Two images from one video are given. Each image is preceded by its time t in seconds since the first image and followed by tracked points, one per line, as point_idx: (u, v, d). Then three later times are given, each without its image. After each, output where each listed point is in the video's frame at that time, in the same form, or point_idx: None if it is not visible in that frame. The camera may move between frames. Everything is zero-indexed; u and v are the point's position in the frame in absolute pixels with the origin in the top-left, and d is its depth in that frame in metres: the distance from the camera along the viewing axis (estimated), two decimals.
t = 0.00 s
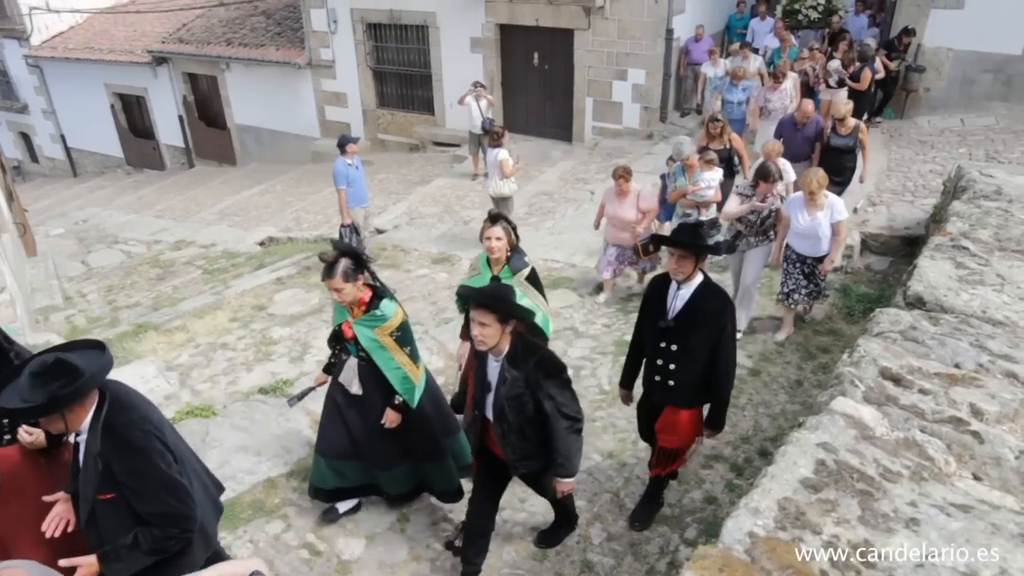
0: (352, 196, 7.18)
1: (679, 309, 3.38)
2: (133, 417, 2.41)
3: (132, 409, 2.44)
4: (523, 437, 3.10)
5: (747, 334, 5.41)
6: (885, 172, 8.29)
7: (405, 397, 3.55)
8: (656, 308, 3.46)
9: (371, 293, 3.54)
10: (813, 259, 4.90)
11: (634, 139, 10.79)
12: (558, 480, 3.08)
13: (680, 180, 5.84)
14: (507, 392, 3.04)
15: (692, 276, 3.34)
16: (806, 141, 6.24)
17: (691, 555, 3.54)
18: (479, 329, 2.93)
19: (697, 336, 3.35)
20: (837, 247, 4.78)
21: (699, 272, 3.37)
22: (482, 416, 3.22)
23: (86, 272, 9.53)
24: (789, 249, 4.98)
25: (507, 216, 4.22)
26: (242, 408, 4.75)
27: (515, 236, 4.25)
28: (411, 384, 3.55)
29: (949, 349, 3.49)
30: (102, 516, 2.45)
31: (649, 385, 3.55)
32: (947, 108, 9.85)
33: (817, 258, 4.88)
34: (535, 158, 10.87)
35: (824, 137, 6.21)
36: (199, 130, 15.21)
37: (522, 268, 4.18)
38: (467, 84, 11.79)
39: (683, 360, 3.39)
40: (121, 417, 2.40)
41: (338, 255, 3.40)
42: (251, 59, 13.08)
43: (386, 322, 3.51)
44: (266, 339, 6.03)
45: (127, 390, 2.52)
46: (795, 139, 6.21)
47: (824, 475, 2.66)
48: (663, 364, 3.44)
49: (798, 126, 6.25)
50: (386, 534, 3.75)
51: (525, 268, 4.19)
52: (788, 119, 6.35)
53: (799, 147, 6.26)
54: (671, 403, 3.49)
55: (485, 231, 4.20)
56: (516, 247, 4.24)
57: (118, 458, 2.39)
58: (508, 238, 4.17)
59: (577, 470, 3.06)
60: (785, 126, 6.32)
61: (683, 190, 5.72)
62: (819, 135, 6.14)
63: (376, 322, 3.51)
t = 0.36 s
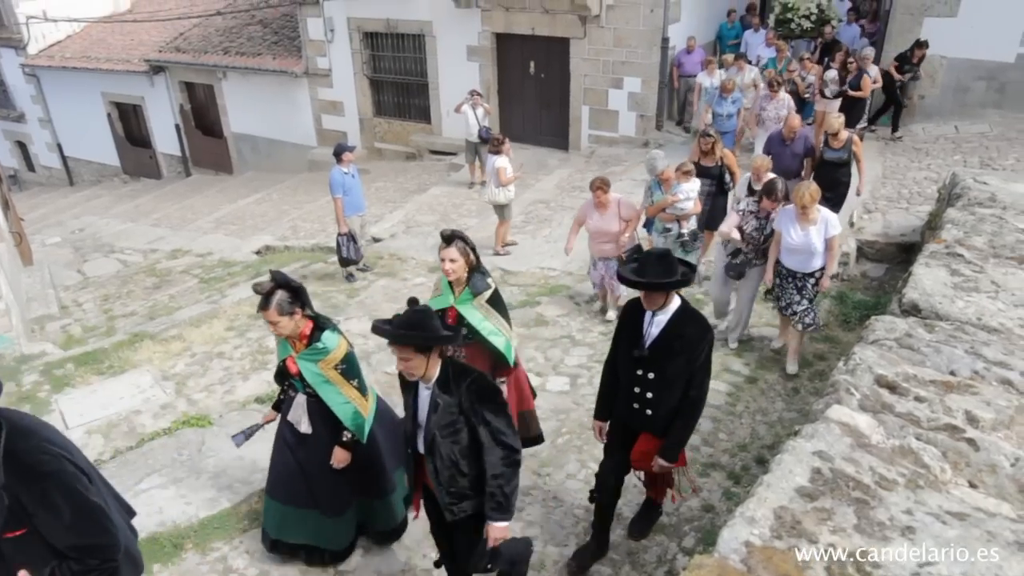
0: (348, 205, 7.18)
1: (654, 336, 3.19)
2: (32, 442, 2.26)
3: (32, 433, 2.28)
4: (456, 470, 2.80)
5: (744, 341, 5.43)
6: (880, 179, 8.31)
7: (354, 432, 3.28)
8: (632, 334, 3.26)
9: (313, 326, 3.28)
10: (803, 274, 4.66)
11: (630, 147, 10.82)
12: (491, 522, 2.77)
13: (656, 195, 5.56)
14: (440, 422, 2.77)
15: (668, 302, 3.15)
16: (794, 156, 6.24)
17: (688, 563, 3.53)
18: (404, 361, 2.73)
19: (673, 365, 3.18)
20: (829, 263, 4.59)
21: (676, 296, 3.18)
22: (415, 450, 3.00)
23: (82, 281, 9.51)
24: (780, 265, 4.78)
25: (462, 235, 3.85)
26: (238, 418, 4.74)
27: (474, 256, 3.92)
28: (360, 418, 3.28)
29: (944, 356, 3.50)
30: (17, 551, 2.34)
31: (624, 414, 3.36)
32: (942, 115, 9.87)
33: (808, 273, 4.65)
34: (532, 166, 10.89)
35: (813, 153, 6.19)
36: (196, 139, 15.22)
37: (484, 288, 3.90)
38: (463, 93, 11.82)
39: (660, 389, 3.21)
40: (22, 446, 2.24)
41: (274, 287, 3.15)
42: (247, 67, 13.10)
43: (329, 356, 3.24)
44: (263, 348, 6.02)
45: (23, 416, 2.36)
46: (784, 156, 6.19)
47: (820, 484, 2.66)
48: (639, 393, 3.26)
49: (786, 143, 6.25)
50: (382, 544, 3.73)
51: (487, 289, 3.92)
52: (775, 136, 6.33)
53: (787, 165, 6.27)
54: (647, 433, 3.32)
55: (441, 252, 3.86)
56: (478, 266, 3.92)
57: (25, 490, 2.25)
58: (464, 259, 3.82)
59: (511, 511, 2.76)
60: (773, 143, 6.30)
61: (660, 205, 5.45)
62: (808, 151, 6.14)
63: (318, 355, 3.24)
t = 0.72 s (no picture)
0: (339, 219, 7.17)
1: (605, 383, 3.13)
2: None
3: None
4: (395, 522, 2.67)
5: (734, 352, 5.45)
6: (868, 191, 8.38)
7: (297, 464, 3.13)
8: (581, 383, 3.20)
9: (251, 347, 3.16)
10: (793, 306, 4.46)
11: (620, 159, 10.88)
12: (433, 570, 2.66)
13: (635, 217, 5.47)
14: (373, 474, 2.64)
15: (615, 346, 3.09)
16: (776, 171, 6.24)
17: None
18: (334, 418, 2.70)
19: (628, 413, 3.14)
20: (822, 293, 4.41)
21: (623, 338, 3.11)
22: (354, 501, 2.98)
23: (71, 295, 9.47)
24: (769, 295, 4.56)
25: (417, 257, 3.54)
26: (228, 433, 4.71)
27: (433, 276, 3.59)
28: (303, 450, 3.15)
29: (931, 367, 3.52)
30: None
31: (581, 465, 3.27)
32: (928, 126, 9.95)
33: (799, 305, 4.44)
34: (523, 179, 10.94)
35: (796, 168, 6.20)
36: (186, 153, 15.20)
37: (446, 310, 3.57)
38: (454, 107, 11.88)
39: (616, 436, 3.16)
40: None
41: (205, 309, 3.06)
42: (237, 82, 13.12)
43: (266, 380, 3.13)
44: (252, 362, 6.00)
45: None
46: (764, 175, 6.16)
47: (807, 496, 2.68)
48: (594, 443, 3.19)
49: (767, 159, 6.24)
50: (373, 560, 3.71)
51: (449, 309, 3.58)
52: (756, 152, 6.29)
53: (771, 180, 6.26)
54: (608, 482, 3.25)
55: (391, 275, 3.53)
56: (436, 286, 3.59)
57: None
58: (419, 282, 3.53)
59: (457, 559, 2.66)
60: (754, 158, 6.27)
61: (640, 227, 5.33)
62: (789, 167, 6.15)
63: (254, 380, 3.12)
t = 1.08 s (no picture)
0: (331, 238, 7.15)
1: (554, 419, 2.81)
2: None
3: None
4: None
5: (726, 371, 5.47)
6: (858, 210, 8.45)
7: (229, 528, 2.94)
8: (531, 420, 2.88)
9: (179, 403, 3.00)
10: (783, 337, 4.34)
11: (612, 179, 10.95)
12: None
13: (618, 239, 5.38)
14: (279, 546, 2.56)
15: (566, 378, 2.78)
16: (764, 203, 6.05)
17: None
18: (241, 478, 2.49)
19: (581, 452, 2.80)
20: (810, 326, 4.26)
21: (575, 369, 2.81)
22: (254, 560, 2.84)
23: (61, 313, 9.42)
24: (756, 323, 4.46)
25: (350, 301, 3.42)
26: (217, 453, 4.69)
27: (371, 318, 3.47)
28: (234, 511, 2.95)
29: (921, 387, 3.53)
30: None
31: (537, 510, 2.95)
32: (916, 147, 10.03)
33: (788, 335, 4.33)
34: (515, 198, 10.99)
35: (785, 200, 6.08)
36: (179, 170, 15.21)
37: (388, 349, 3.46)
38: (446, 126, 11.94)
39: (569, 478, 2.82)
40: None
41: (132, 361, 2.94)
42: (230, 100, 13.16)
43: (192, 438, 2.96)
44: (243, 381, 5.97)
45: None
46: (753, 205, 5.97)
47: (798, 517, 2.69)
48: (547, 484, 2.87)
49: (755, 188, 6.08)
50: None
51: (389, 350, 3.47)
52: (745, 181, 6.14)
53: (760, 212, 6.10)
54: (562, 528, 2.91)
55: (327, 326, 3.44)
56: (371, 330, 3.47)
57: None
58: (355, 330, 3.44)
59: None
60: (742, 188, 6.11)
61: (622, 250, 5.26)
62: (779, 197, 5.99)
63: (183, 436, 2.97)
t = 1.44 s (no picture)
0: (331, 258, 7.17)
1: (511, 481, 2.76)
2: None
3: None
4: None
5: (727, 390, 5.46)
6: (857, 227, 8.49)
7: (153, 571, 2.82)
8: (491, 480, 2.84)
9: (106, 438, 2.92)
10: (769, 372, 4.19)
11: (612, 198, 11.00)
12: None
13: (605, 268, 5.11)
14: None
15: (522, 439, 2.72)
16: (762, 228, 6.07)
17: None
18: (161, 527, 2.34)
19: (539, 515, 2.73)
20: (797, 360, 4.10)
21: (532, 429, 2.75)
22: None
23: (62, 335, 9.44)
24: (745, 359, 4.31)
25: (312, 330, 3.28)
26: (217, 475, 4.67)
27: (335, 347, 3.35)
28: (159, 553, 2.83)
29: (921, 404, 3.53)
30: None
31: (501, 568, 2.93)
32: (914, 163, 10.06)
33: (774, 370, 4.18)
34: (515, 218, 11.05)
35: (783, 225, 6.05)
36: (180, 192, 15.29)
37: (357, 374, 3.38)
38: (446, 146, 12.02)
39: (529, 540, 2.77)
40: None
41: (53, 392, 2.87)
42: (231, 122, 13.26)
43: (119, 476, 2.88)
44: (244, 402, 5.97)
45: None
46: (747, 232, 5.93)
47: (799, 536, 2.71)
48: (509, 545, 2.83)
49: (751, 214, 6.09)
50: None
51: (354, 379, 3.35)
52: (741, 208, 6.17)
53: (757, 238, 6.10)
54: None
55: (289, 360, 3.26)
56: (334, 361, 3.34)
57: None
58: (317, 360, 3.28)
59: None
60: (739, 215, 6.15)
61: (608, 279, 5.01)
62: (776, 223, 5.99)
63: (111, 474, 2.89)
